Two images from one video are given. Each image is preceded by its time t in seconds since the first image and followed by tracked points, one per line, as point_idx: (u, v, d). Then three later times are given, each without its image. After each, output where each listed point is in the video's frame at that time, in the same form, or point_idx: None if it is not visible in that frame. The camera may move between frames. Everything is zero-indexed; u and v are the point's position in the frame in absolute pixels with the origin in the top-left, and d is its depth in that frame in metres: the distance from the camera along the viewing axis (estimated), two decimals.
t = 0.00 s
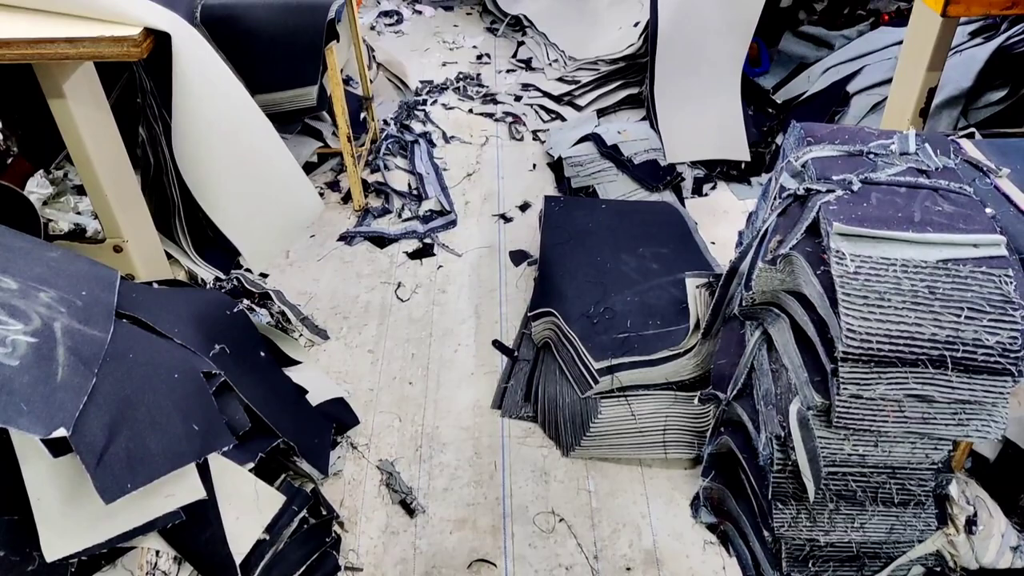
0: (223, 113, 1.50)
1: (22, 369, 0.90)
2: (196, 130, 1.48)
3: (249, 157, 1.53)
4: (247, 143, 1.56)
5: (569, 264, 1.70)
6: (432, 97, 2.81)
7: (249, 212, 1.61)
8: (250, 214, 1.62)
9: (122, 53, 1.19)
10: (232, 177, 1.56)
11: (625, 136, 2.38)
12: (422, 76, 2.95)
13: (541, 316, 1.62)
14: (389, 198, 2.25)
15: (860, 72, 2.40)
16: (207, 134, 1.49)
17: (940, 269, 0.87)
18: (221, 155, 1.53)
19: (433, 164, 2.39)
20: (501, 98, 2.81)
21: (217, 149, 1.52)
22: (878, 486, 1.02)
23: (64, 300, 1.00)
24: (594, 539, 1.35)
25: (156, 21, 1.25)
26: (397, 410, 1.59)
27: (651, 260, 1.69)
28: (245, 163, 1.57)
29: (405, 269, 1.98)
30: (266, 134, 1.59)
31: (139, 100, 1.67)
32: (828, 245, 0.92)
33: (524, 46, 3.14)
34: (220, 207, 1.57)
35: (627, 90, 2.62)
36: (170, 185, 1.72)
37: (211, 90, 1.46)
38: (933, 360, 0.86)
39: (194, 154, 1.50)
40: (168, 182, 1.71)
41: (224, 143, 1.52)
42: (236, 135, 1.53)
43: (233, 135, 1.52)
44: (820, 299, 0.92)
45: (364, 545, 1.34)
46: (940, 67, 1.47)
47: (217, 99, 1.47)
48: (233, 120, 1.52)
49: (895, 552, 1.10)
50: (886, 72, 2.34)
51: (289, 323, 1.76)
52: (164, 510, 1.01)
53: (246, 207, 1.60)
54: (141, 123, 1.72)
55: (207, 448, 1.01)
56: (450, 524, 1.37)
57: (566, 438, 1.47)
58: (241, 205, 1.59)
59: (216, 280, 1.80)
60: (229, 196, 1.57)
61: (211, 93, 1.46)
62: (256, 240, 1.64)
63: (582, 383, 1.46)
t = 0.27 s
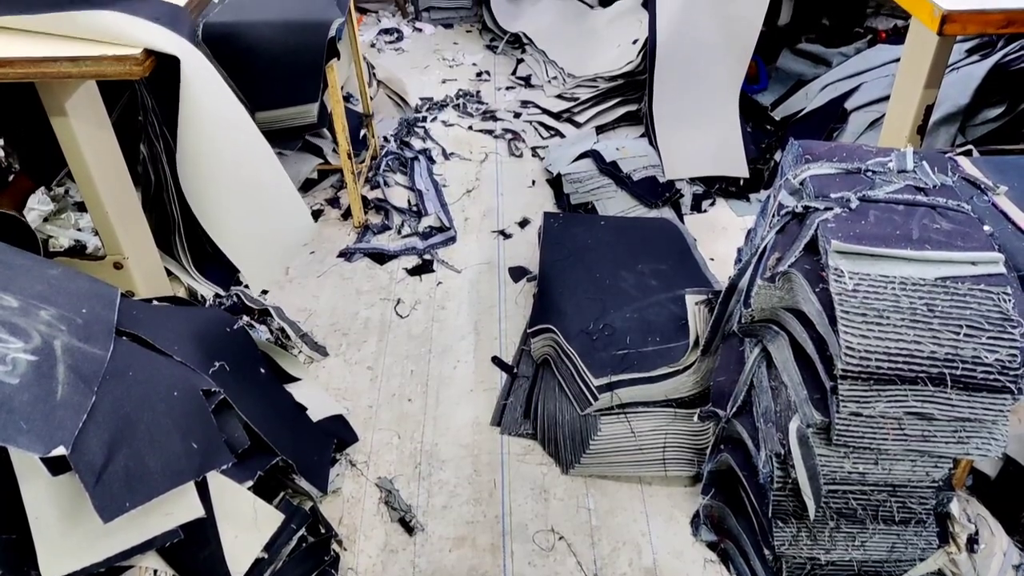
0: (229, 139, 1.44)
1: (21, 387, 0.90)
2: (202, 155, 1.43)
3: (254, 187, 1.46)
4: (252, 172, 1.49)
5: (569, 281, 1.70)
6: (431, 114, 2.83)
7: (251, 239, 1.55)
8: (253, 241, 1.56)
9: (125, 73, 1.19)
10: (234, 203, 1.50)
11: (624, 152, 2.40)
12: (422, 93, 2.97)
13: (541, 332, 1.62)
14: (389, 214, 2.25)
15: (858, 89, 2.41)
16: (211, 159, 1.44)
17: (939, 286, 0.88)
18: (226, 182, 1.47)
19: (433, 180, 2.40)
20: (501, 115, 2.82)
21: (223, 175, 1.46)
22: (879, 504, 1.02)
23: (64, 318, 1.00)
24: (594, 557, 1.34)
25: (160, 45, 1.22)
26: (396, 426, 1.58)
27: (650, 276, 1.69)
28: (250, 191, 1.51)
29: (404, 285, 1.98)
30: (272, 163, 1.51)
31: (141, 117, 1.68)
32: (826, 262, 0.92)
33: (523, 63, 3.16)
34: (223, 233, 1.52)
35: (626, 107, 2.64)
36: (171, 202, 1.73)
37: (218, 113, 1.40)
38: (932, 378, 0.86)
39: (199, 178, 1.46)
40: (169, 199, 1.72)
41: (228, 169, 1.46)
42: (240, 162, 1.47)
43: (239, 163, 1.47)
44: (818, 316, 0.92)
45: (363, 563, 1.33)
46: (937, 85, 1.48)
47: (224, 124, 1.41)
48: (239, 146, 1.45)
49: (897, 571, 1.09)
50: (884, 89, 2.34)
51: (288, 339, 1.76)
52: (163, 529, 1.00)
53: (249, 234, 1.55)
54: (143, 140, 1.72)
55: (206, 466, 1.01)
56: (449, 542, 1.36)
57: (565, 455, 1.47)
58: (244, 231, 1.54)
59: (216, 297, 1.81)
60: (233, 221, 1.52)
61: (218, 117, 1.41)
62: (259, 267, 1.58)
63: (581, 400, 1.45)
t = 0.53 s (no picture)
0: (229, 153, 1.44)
1: (19, 402, 0.90)
2: (202, 169, 1.43)
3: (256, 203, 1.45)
4: (253, 186, 1.49)
5: (568, 292, 1.70)
6: (430, 125, 2.83)
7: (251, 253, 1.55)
8: (254, 254, 1.55)
9: (124, 86, 1.19)
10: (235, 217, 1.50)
11: (622, 163, 2.40)
12: (421, 104, 2.98)
13: (539, 343, 1.62)
14: (387, 225, 2.26)
15: (854, 100, 2.42)
16: (212, 173, 1.44)
17: (936, 297, 0.88)
18: (228, 195, 1.48)
19: (432, 192, 2.40)
20: (500, 126, 2.83)
21: (224, 189, 1.47)
22: (878, 515, 1.01)
23: (62, 332, 1.00)
24: (594, 570, 1.33)
25: (158, 60, 1.22)
26: (394, 439, 1.58)
27: (648, 287, 1.69)
28: (251, 205, 1.51)
29: (403, 297, 1.98)
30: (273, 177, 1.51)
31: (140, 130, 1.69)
32: (825, 273, 0.92)
33: (521, 75, 3.18)
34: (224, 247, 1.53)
35: (623, 119, 2.65)
36: (170, 214, 1.73)
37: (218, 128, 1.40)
38: (931, 389, 0.86)
39: (200, 192, 1.46)
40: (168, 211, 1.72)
41: (228, 183, 1.46)
42: (240, 175, 1.47)
43: (240, 177, 1.46)
44: (817, 327, 0.92)
45: None
46: (933, 95, 1.49)
47: (224, 139, 1.41)
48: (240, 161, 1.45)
49: None
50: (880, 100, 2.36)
51: (287, 352, 1.76)
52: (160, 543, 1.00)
53: (250, 248, 1.54)
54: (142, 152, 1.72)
55: (203, 480, 1.01)
56: (448, 555, 1.36)
57: (565, 466, 1.47)
58: (244, 245, 1.54)
59: (215, 308, 1.80)
60: (233, 235, 1.52)
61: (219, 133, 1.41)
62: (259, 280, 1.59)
63: (581, 412, 1.45)
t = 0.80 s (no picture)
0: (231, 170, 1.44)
1: (19, 418, 0.90)
2: (204, 186, 1.44)
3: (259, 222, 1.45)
4: (254, 201, 1.50)
5: (567, 305, 1.70)
6: (430, 139, 2.84)
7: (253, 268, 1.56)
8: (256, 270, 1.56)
9: (126, 102, 1.20)
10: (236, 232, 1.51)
11: (621, 177, 2.41)
12: (421, 119, 2.99)
13: (540, 357, 1.62)
14: (387, 239, 2.26)
15: (853, 114, 2.43)
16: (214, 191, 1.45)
17: (936, 311, 0.88)
18: (230, 212, 1.48)
19: (431, 206, 2.41)
20: (499, 140, 2.84)
21: (226, 206, 1.47)
22: (880, 531, 1.01)
23: (62, 348, 1.00)
24: None
25: (158, 76, 1.23)
26: (394, 454, 1.57)
27: (648, 300, 1.70)
28: (252, 221, 1.51)
29: (403, 311, 1.98)
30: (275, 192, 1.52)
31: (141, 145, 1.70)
32: (825, 287, 0.92)
33: (520, 89, 3.19)
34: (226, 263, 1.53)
35: (622, 132, 2.66)
36: (170, 229, 1.74)
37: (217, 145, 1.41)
38: (932, 404, 0.86)
39: (201, 206, 1.46)
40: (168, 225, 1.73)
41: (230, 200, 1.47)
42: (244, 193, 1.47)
43: (241, 194, 1.47)
44: (817, 342, 0.92)
45: None
46: (931, 109, 1.49)
47: (225, 157, 1.42)
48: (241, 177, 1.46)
49: None
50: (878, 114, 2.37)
51: (287, 366, 1.76)
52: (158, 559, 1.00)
53: (252, 264, 1.55)
54: (142, 167, 1.73)
55: (203, 496, 1.00)
56: (447, 571, 1.35)
57: (565, 481, 1.46)
58: (247, 262, 1.54)
59: (214, 322, 1.80)
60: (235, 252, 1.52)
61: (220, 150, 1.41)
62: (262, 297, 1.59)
63: (581, 426, 1.45)
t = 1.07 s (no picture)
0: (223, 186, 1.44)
1: (15, 435, 0.90)
2: (204, 196, 1.44)
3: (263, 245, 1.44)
4: (253, 214, 1.50)
5: (566, 320, 1.70)
6: (429, 154, 2.85)
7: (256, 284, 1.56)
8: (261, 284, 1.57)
9: (124, 118, 1.20)
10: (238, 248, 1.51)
11: (619, 192, 2.41)
12: (420, 133, 3.00)
13: (538, 373, 1.62)
14: (386, 254, 2.26)
15: (849, 129, 2.45)
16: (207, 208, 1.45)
17: (933, 327, 0.88)
18: (229, 222, 1.48)
19: (430, 220, 2.41)
20: (498, 154, 2.85)
21: (225, 215, 1.47)
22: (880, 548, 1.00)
23: (59, 364, 1.00)
24: None
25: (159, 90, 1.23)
26: (392, 470, 1.57)
27: (647, 315, 1.70)
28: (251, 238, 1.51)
29: (401, 325, 1.98)
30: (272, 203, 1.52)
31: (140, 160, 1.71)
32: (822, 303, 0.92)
33: (519, 104, 3.21)
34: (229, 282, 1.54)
35: (620, 147, 2.67)
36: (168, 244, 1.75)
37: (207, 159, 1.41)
38: (929, 419, 0.86)
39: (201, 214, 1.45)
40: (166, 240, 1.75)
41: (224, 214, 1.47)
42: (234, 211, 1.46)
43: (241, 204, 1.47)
44: (815, 358, 0.92)
45: None
46: (928, 125, 1.50)
47: (224, 170, 1.42)
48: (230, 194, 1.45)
49: None
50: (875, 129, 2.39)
51: (284, 381, 1.76)
52: None
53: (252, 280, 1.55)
54: (141, 182, 1.74)
55: (200, 513, 1.00)
56: None
57: (564, 498, 1.46)
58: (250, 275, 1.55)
59: (212, 339, 1.79)
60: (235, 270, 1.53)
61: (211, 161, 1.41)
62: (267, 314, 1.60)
63: (580, 442, 1.45)
